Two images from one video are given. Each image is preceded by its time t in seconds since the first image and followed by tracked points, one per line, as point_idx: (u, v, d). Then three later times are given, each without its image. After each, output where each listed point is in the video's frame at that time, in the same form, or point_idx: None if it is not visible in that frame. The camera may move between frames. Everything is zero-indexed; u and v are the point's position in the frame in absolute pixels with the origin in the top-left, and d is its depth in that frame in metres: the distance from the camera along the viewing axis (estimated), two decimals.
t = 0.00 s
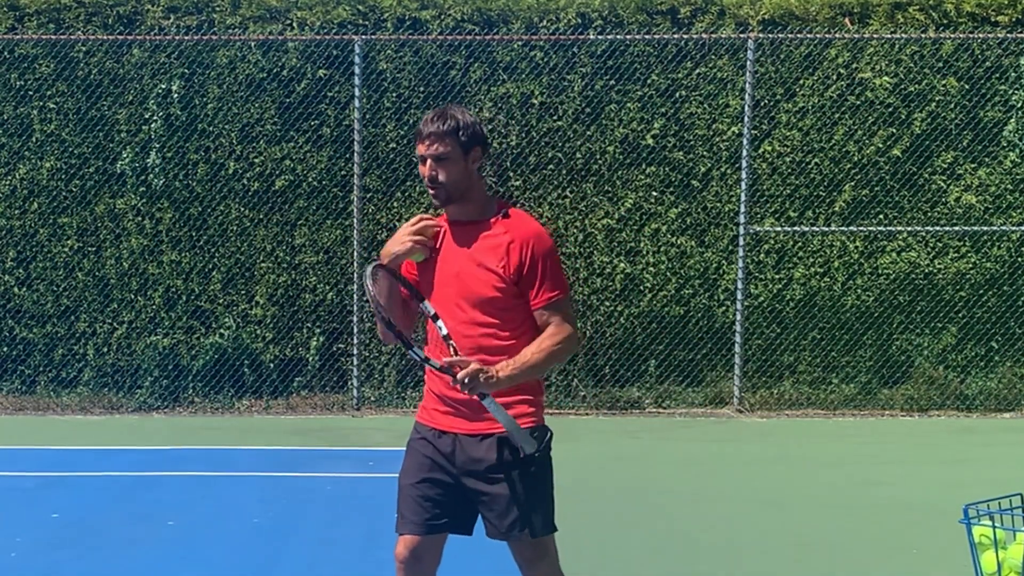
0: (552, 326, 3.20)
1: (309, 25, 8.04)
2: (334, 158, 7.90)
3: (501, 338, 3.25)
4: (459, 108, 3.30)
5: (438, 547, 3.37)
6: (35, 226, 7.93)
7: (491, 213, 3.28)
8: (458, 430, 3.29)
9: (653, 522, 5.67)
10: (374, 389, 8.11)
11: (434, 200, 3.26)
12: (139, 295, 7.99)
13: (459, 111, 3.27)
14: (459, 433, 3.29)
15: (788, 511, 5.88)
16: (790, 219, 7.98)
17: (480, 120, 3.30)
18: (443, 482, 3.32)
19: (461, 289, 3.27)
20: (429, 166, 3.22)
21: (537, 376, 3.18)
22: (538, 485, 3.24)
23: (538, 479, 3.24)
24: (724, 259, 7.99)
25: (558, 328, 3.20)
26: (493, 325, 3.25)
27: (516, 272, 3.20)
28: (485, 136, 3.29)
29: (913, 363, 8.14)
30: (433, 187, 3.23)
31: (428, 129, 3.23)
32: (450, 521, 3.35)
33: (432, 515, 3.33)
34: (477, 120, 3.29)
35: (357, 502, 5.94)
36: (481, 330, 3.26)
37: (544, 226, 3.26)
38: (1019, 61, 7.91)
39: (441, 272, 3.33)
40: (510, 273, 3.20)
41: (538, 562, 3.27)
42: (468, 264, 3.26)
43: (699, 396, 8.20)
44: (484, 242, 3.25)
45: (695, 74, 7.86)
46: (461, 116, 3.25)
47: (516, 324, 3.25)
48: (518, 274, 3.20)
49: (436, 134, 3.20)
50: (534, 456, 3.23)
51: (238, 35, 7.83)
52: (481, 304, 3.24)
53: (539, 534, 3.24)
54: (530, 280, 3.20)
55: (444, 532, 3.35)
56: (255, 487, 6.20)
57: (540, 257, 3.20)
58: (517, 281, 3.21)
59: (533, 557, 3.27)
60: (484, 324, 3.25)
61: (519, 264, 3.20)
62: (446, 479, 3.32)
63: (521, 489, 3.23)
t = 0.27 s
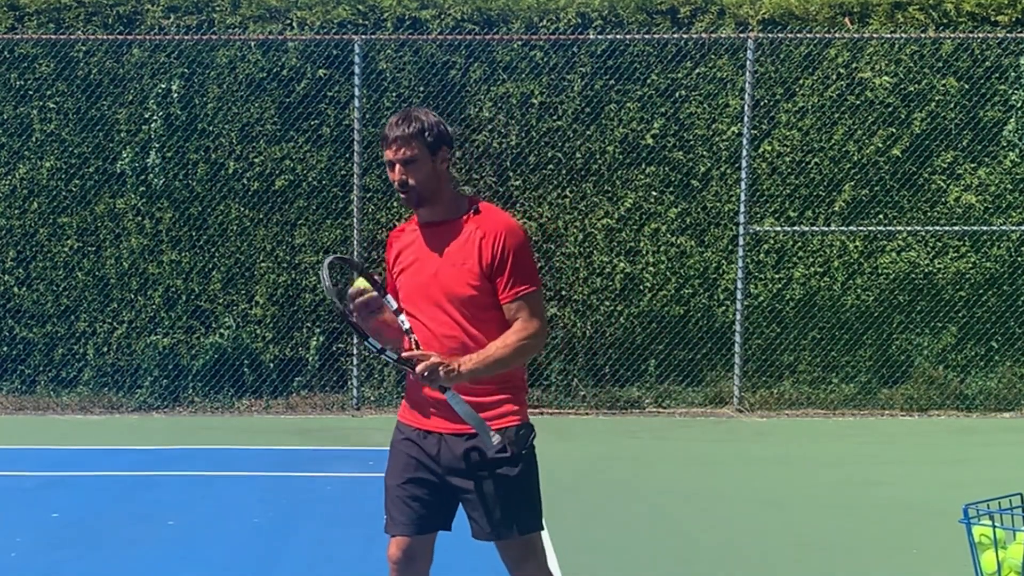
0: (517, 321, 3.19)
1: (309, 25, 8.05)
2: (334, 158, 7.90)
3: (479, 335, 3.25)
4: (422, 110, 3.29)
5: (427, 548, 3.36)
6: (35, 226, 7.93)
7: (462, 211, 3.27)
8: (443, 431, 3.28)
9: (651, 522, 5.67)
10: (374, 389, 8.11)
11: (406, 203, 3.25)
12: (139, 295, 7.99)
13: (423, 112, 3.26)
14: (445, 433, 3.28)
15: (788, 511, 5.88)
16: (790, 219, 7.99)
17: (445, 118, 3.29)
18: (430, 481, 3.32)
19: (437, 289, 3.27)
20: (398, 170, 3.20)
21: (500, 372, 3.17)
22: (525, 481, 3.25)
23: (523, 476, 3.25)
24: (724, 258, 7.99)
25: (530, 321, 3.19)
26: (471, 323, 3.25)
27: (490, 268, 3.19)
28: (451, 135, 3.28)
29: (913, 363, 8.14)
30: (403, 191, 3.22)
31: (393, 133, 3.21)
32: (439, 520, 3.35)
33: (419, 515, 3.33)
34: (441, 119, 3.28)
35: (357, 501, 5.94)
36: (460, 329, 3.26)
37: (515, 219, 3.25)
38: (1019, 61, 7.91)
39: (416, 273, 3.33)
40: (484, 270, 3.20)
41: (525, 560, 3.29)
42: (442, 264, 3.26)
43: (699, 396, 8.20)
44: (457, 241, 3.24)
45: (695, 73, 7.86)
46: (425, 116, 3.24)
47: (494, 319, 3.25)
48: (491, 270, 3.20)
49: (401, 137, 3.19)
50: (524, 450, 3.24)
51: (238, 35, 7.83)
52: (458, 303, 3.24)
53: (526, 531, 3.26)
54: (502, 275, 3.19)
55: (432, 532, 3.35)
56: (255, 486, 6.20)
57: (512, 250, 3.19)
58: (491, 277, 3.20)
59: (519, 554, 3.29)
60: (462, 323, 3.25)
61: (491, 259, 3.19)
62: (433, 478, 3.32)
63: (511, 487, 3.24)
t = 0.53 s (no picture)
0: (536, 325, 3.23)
1: (309, 25, 8.04)
2: (334, 158, 7.90)
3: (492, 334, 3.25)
4: (425, 109, 3.30)
5: (435, 545, 3.42)
6: (35, 226, 7.93)
7: (470, 210, 3.28)
8: (454, 429, 3.29)
9: (650, 522, 5.66)
10: (374, 389, 8.11)
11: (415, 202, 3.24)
12: (139, 295, 7.99)
13: (427, 111, 3.28)
14: (456, 431, 3.28)
15: (788, 511, 5.88)
16: (790, 219, 7.99)
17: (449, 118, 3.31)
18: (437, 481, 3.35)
19: (448, 289, 3.25)
20: (407, 170, 3.21)
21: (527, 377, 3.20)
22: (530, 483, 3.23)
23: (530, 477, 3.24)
24: (724, 258, 7.99)
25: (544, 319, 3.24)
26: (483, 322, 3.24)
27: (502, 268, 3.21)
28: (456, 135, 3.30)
29: (913, 363, 8.14)
30: (413, 189, 3.22)
31: (400, 133, 3.21)
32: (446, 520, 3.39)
33: (428, 514, 3.37)
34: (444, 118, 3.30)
35: (357, 501, 5.94)
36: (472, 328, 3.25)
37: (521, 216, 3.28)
38: (1020, 61, 7.91)
39: (422, 274, 3.30)
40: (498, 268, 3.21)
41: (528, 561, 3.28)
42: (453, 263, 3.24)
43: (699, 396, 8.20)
44: (467, 240, 3.24)
45: (695, 73, 7.86)
46: (431, 115, 3.25)
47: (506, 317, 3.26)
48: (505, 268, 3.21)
49: (411, 135, 3.20)
50: (534, 448, 3.24)
51: (238, 35, 7.83)
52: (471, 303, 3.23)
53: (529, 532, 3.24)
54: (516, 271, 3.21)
55: (441, 529, 3.40)
56: (256, 486, 6.20)
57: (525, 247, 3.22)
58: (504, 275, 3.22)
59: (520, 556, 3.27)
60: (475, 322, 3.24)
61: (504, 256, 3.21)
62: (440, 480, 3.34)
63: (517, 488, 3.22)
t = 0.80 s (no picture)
0: (579, 326, 3.33)
1: (309, 25, 8.05)
2: (334, 158, 7.91)
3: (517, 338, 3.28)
4: (464, 111, 3.31)
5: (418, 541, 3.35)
6: (35, 226, 7.93)
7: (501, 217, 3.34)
8: (462, 430, 3.30)
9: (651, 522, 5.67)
10: (374, 389, 8.12)
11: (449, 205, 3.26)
12: (139, 295, 7.99)
13: (468, 114, 3.29)
14: (463, 432, 3.30)
15: (789, 511, 5.88)
16: (790, 219, 7.99)
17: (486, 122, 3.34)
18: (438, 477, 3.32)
19: (474, 293, 3.27)
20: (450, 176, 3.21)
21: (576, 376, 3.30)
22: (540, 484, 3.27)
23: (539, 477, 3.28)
24: (724, 259, 7.99)
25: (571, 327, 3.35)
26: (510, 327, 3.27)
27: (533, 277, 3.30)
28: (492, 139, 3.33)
29: (913, 363, 8.14)
30: (448, 194, 3.24)
31: (444, 138, 3.20)
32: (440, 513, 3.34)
33: (421, 506, 3.32)
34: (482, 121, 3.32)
35: (358, 501, 5.94)
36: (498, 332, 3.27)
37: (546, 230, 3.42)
38: (1020, 61, 7.91)
39: (443, 275, 3.30)
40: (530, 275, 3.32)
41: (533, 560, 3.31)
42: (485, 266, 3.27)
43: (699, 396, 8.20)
44: (501, 245, 3.29)
45: (695, 74, 7.86)
46: (474, 119, 3.27)
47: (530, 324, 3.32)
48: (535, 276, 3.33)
49: (458, 141, 3.20)
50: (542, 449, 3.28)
51: (238, 35, 7.83)
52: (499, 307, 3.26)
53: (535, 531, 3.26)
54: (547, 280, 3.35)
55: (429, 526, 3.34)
56: (257, 486, 6.20)
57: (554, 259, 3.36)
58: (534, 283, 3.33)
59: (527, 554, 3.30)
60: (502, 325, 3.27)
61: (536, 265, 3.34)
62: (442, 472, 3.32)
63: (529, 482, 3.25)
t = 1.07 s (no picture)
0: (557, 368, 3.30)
1: (309, 25, 8.05)
2: (334, 158, 7.91)
3: (489, 356, 3.26)
4: (454, 126, 3.23)
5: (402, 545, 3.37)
6: (35, 226, 7.93)
7: (483, 235, 3.28)
8: (434, 436, 3.29)
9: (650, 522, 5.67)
10: (374, 389, 8.12)
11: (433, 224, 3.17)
12: (139, 295, 7.99)
13: (459, 131, 3.21)
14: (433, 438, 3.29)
15: (789, 511, 5.88)
16: (790, 219, 7.99)
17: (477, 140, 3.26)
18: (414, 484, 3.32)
19: (451, 305, 3.24)
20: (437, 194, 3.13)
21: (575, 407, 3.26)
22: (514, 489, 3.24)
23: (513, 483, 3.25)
24: (724, 259, 7.99)
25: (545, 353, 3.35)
26: (481, 345, 3.25)
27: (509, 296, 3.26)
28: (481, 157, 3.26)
29: (913, 363, 8.14)
30: (434, 214, 3.15)
31: (434, 155, 3.12)
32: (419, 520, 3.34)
33: (400, 514, 3.32)
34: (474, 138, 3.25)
35: (357, 502, 5.94)
36: (469, 348, 3.25)
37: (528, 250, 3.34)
38: (1020, 61, 7.91)
39: (422, 284, 3.27)
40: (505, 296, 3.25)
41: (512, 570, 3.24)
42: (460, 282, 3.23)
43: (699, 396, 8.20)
44: (478, 264, 3.24)
45: (695, 73, 7.85)
46: (465, 137, 3.19)
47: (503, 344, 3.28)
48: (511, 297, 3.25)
49: (449, 162, 3.10)
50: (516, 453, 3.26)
51: (238, 35, 7.82)
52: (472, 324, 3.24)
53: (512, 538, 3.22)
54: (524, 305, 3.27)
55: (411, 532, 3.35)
56: (256, 486, 6.21)
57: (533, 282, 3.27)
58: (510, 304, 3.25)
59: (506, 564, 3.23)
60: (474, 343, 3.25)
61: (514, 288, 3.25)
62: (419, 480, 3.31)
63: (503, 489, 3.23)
